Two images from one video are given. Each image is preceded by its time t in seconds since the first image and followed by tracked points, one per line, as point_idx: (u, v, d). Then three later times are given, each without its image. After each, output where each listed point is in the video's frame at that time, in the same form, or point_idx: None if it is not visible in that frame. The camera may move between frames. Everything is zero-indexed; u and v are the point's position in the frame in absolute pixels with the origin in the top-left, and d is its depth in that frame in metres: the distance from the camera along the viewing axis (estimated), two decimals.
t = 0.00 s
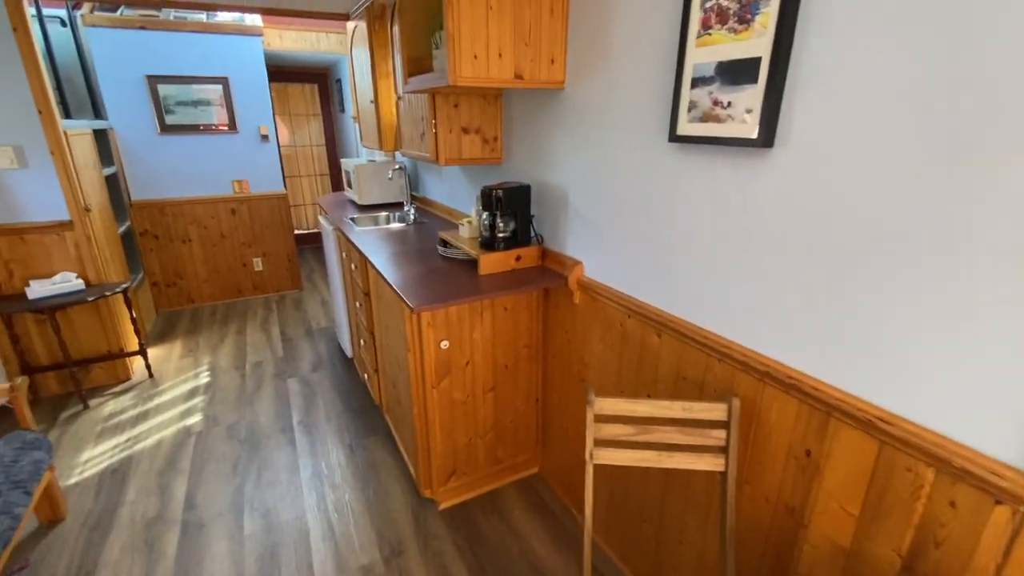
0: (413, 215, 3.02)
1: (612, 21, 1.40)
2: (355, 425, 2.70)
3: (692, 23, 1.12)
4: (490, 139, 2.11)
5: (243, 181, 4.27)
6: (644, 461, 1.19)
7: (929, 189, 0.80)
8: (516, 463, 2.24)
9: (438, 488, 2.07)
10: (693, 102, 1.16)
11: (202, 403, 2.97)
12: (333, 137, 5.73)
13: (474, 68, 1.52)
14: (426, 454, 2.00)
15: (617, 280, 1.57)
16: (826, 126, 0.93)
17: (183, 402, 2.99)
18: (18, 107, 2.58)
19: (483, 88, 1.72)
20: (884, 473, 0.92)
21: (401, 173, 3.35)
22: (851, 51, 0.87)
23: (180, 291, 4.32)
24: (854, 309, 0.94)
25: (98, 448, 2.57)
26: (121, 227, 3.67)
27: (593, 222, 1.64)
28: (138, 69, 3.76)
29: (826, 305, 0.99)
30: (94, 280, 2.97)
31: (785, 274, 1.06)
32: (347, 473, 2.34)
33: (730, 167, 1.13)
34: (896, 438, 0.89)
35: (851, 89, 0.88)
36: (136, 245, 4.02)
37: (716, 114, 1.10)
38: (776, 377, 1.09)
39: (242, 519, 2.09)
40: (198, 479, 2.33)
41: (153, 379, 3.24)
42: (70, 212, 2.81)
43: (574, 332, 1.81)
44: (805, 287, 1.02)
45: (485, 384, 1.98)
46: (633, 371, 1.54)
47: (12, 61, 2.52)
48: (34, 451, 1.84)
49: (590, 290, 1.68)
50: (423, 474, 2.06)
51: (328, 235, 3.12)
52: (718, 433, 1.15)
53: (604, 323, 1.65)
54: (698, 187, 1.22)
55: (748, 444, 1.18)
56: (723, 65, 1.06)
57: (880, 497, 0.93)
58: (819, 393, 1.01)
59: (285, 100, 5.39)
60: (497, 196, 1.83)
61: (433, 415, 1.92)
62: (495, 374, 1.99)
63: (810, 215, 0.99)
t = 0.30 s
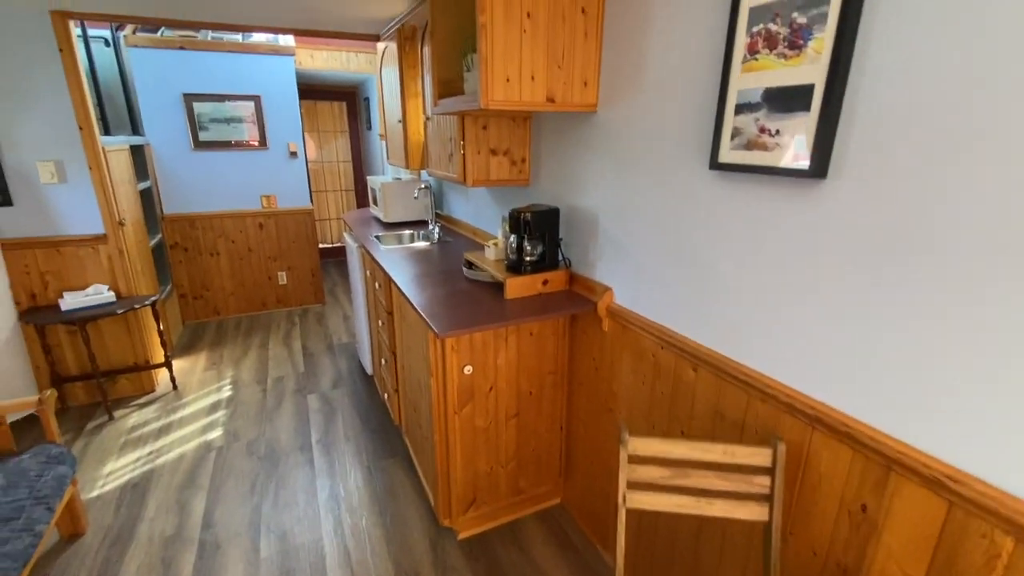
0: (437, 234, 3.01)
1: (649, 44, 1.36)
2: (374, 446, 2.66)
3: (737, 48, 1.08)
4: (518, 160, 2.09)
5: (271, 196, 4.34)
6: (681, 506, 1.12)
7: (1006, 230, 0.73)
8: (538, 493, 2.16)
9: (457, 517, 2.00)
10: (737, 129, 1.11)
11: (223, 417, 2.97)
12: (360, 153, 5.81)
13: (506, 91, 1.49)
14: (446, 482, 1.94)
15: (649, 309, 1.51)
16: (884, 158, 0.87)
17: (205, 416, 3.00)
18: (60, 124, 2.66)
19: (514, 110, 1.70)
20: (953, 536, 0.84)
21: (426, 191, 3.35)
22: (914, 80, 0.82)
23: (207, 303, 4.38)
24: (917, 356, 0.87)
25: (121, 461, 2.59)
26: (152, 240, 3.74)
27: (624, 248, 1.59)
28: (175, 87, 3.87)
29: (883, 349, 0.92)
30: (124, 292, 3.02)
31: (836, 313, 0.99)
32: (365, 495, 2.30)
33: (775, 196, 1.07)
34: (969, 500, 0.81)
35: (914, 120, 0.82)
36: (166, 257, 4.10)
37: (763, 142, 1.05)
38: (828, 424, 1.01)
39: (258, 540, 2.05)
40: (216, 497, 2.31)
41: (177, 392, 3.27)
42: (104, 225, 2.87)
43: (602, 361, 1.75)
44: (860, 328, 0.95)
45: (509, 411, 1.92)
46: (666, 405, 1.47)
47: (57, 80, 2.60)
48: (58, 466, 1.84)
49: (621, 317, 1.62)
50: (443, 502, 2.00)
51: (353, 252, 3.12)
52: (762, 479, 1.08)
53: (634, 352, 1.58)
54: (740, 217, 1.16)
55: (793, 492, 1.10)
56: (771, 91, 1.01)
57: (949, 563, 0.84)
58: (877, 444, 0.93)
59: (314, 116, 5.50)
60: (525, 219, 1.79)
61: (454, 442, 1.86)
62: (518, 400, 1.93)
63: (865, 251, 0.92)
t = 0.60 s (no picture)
0: (462, 255, 2.96)
1: (693, 69, 1.30)
2: (393, 472, 2.60)
3: (795, 75, 1.01)
4: (549, 184, 2.03)
5: (299, 213, 4.38)
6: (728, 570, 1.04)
7: None
8: (564, 531, 2.06)
9: (478, 555, 1.91)
10: (793, 161, 1.03)
11: (244, 436, 2.95)
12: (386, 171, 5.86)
13: (541, 116, 1.45)
14: (469, 518, 1.86)
15: (690, 346, 1.42)
16: (968, 200, 0.79)
17: (226, 434, 2.98)
18: (100, 142, 2.72)
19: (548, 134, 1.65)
20: None
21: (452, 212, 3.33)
22: (1004, 116, 0.74)
23: (232, 317, 4.42)
24: (1007, 420, 0.77)
25: (141, 479, 2.57)
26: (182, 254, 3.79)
27: (662, 280, 1.51)
28: (210, 105, 3.96)
29: (966, 411, 0.82)
30: (153, 307, 3.05)
31: (908, 365, 0.90)
32: (383, 525, 2.23)
33: (835, 235, 0.99)
34: None
35: (1004, 159, 0.74)
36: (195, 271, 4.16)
37: (824, 175, 0.98)
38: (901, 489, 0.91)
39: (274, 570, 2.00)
40: (233, 521, 2.26)
41: (199, 407, 3.27)
42: (136, 240, 2.90)
43: (636, 396, 1.66)
44: (936, 385, 0.86)
45: (535, 445, 1.83)
46: (706, 450, 1.37)
47: (98, 100, 2.67)
48: (80, 487, 1.82)
49: (658, 353, 1.53)
50: (464, 539, 1.92)
51: (377, 271, 3.10)
52: (821, 544, 0.98)
53: (673, 391, 1.49)
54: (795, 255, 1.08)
55: (856, 558, 1.00)
56: (834, 122, 0.94)
57: None
58: (959, 517, 0.83)
59: (343, 134, 5.58)
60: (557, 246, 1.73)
61: (478, 477, 1.77)
62: (546, 434, 1.84)
63: (945, 299, 0.83)
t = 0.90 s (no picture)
0: (492, 275, 2.92)
1: (748, 90, 1.23)
2: (417, 496, 2.54)
3: (869, 97, 0.93)
4: (586, 206, 1.98)
5: (330, 228, 4.43)
6: None
7: None
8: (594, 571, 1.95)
9: None
10: (866, 189, 0.95)
11: (269, 451, 2.94)
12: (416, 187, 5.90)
13: (585, 138, 1.39)
14: (496, 553, 1.77)
15: (740, 383, 1.33)
16: None
17: (252, 448, 2.97)
18: (145, 158, 2.79)
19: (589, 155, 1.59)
20: None
21: (483, 230, 3.30)
22: None
23: (262, 329, 4.47)
24: None
25: (168, 492, 2.57)
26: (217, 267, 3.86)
27: (709, 310, 1.43)
28: (250, 122, 4.06)
29: None
30: (187, 319, 3.08)
31: (1006, 422, 0.80)
32: (406, 553, 2.16)
33: (916, 272, 0.90)
34: None
35: None
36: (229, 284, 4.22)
37: (905, 207, 0.89)
38: (996, 562, 0.81)
39: None
40: (256, 542, 2.22)
41: (227, 420, 3.28)
42: (174, 253, 2.96)
43: (677, 432, 1.57)
44: None
45: (568, 479, 1.74)
46: (758, 496, 1.28)
47: (144, 117, 2.74)
48: (108, 502, 1.79)
49: (704, 387, 1.44)
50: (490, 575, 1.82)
51: (407, 288, 3.08)
52: None
53: (720, 429, 1.40)
54: (867, 292, 0.99)
55: None
56: (918, 150, 0.86)
57: None
58: None
59: (375, 151, 5.66)
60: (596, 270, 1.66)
61: (508, 511, 1.69)
62: (579, 467, 1.75)
63: None
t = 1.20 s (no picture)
0: (527, 291, 2.88)
1: (811, 105, 1.16)
2: (446, 516, 2.49)
3: (956, 112, 0.85)
4: (628, 223, 1.91)
5: (367, 240, 4.49)
6: None
7: None
8: None
9: None
10: (952, 212, 0.87)
11: (301, 463, 2.94)
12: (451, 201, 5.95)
13: (632, 154, 1.34)
14: None
15: (798, 417, 1.24)
16: None
17: (284, 459, 2.99)
18: (195, 171, 2.89)
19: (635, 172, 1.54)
20: None
21: (518, 246, 3.27)
22: None
23: (298, 339, 4.54)
24: None
25: (202, 500, 2.59)
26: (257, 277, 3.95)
27: (763, 337, 1.34)
28: (294, 138, 4.18)
29: None
30: (227, 327, 3.14)
31: None
32: None
33: (1012, 305, 0.82)
34: None
35: None
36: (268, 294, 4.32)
37: (1001, 232, 0.81)
38: None
39: None
40: (285, 556, 2.21)
41: (262, 429, 3.31)
42: (218, 263, 3.03)
43: (726, 466, 1.48)
44: None
45: (605, 510, 1.66)
46: (819, 543, 1.18)
47: (196, 132, 2.84)
48: (146, 510, 1.81)
49: (757, 420, 1.35)
50: None
51: (440, 303, 3.06)
52: None
53: (774, 466, 1.30)
54: (951, 325, 0.90)
55: None
56: (1018, 169, 0.78)
57: None
58: None
59: (412, 165, 5.74)
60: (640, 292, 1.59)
61: (541, 541, 1.61)
62: (617, 498, 1.67)
63: None
